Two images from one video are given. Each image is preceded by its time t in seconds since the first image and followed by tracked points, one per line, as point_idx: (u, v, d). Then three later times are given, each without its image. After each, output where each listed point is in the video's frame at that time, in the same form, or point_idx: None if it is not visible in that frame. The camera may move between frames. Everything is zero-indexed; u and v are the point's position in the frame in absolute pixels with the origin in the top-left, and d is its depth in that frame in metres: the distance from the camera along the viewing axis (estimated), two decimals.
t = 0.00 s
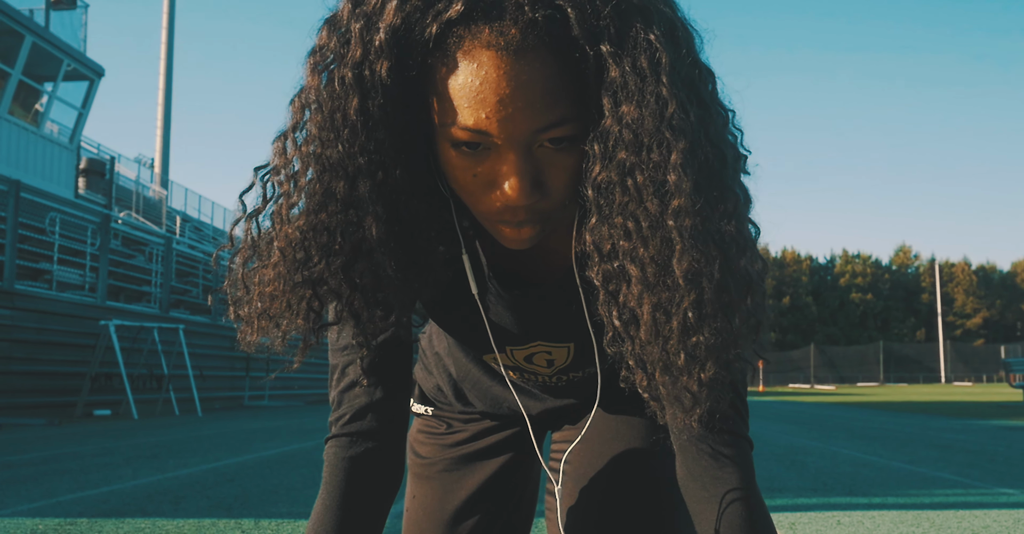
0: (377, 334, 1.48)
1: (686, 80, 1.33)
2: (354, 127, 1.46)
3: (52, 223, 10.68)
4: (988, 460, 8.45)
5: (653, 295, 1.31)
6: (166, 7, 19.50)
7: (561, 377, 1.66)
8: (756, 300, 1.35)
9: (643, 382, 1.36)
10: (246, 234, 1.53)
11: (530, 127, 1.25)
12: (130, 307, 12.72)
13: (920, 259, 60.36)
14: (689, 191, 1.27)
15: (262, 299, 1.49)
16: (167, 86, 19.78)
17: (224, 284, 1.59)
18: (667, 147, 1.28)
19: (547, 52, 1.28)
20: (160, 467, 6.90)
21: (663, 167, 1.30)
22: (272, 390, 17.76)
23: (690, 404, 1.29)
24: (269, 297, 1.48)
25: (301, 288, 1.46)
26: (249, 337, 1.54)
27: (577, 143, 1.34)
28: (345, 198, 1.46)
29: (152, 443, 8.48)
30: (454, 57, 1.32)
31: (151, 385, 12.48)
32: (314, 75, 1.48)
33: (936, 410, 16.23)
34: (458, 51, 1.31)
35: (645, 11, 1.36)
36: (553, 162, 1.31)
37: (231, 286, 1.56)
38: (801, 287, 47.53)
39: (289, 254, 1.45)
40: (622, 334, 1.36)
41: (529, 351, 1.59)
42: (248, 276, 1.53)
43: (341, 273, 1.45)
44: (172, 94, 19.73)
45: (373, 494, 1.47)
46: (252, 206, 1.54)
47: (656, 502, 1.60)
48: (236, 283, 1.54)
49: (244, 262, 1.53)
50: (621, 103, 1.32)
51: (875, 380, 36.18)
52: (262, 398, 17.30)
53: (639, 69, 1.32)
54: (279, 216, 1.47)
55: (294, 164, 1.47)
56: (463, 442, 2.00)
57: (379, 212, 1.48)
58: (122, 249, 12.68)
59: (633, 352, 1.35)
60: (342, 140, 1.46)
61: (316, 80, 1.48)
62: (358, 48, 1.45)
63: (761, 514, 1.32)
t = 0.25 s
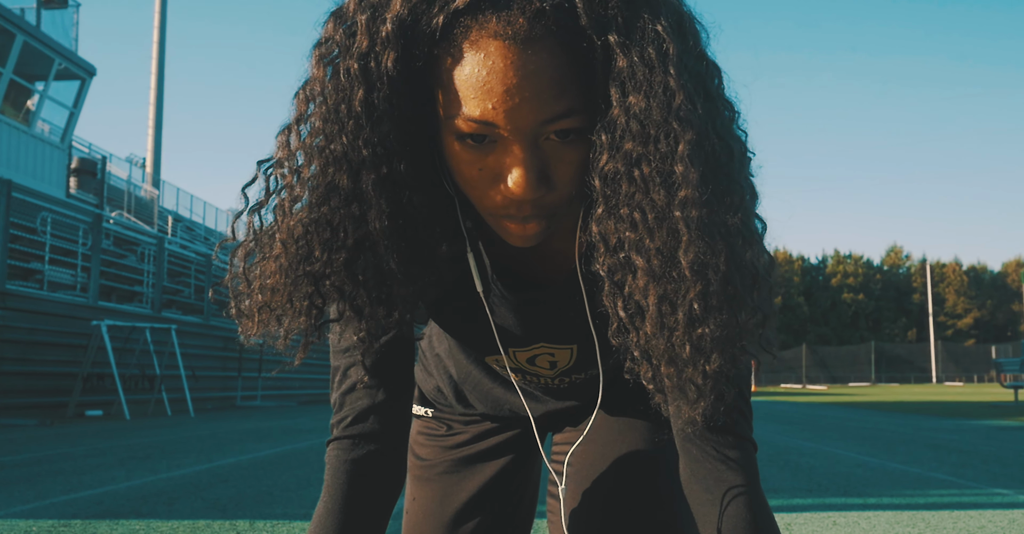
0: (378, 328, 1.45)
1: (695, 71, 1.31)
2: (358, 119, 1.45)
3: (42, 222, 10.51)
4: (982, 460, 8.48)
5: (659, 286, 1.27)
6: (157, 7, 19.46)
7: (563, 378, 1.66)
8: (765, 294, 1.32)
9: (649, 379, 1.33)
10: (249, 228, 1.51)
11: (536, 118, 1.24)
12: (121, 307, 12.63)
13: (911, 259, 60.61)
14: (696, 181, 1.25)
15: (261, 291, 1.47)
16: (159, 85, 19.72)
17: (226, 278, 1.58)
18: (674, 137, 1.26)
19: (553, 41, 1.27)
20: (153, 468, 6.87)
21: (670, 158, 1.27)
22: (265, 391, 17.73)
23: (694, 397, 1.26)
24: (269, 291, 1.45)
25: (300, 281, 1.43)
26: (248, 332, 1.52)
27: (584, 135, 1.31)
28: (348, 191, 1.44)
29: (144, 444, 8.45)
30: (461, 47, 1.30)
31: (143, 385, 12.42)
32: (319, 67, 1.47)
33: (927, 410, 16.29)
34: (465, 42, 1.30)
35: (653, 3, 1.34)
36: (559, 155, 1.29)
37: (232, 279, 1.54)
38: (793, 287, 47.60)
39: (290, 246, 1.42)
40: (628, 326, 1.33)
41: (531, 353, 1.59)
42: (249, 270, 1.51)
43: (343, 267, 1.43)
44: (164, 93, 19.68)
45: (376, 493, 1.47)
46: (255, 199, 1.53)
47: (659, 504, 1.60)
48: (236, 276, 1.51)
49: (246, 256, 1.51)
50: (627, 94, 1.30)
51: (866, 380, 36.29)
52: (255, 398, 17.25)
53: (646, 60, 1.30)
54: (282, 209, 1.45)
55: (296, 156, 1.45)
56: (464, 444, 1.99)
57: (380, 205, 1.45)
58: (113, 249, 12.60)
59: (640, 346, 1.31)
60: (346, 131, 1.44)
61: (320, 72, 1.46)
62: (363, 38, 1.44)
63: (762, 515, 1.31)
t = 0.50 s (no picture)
0: (380, 325, 1.42)
1: (703, 65, 1.31)
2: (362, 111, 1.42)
3: (35, 222, 10.51)
4: (976, 461, 8.51)
5: (667, 278, 1.25)
6: (150, 6, 19.40)
7: (566, 380, 1.66)
8: (771, 290, 1.31)
9: (656, 375, 1.30)
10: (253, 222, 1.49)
11: (543, 110, 1.22)
12: (114, 307, 12.51)
13: (903, 259, 60.81)
14: (704, 174, 1.23)
15: (263, 284, 1.44)
16: (151, 84, 19.65)
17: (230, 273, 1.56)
18: (681, 130, 1.24)
19: (560, 34, 1.26)
20: (147, 468, 6.84)
21: (678, 150, 1.26)
22: (258, 391, 17.68)
23: (700, 390, 1.24)
24: (270, 285, 1.43)
25: (301, 275, 1.40)
26: (250, 326, 1.50)
27: (590, 128, 1.30)
28: (351, 184, 1.41)
29: (138, 445, 8.41)
30: (466, 40, 1.29)
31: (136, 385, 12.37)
32: (323, 62, 1.45)
33: (920, 411, 16.33)
34: (471, 34, 1.29)
35: None
36: (565, 148, 1.28)
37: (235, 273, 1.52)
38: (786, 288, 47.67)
39: (292, 240, 1.40)
40: (635, 320, 1.30)
41: (534, 355, 1.58)
42: (251, 265, 1.49)
43: (347, 262, 1.41)
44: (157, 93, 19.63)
45: (381, 492, 1.46)
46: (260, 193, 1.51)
47: (662, 506, 1.59)
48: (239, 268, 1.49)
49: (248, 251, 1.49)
50: (635, 87, 1.29)
51: (859, 380, 36.37)
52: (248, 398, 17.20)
53: (653, 53, 1.29)
54: (285, 203, 1.42)
55: (300, 150, 1.43)
56: (465, 446, 1.99)
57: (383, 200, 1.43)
58: (105, 249, 12.54)
59: (646, 343, 1.29)
60: (351, 124, 1.42)
61: (325, 66, 1.45)
62: (369, 30, 1.42)
63: (765, 513, 1.31)
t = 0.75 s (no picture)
0: (382, 323, 1.37)
1: (711, 60, 1.28)
2: (367, 104, 1.39)
3: (28, 221, 10.48)
4: (971, 461, 8.53)
5: (675, 273, 1.21)
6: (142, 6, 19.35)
7: (568, 381, 1.66)
8: (779, 288, 1.28)
9: (663, 374, 1.26)
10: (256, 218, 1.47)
11: (549, 103, 1.21)
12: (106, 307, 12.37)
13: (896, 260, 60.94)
14: (712, 167, 1.20)
15: (266, 280, 1.42)
16: (144, 84, 19.61)
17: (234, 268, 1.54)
18: (688, 123, 1.22)
19: (566, 29, 1.24)
20: (141, 470, 6.81)
21: (685, 145, 1.23)
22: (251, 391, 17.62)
23: (708, 387, 1.20)
24: (272, 280, 1.41)
25: (301, 271, 1.38)
26: (251, 323, 1.48)
27: (596, 123, 1.28)
28: (353, 177, 1.38)
29: (132, 446, 8.37)
30: (472, 33, 1.27)
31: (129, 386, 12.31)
32: (328, 54, 1.43)
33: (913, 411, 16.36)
34: (476, 27, 1.27)
35: None
36: (570, 144, 1.26)
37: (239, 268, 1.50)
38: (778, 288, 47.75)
39: (295, 235, 1.37)
40: (641, 316, 1.26)
41: (538, 356, 1.57)
42: (253, 262, 1.47)
43: (349, 258, 1.37)
44: (150, 93, 19.57)
45: (384, 493, 1.45)
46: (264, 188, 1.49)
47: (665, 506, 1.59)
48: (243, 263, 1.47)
49: (250, 247, 1.47)
50: (642, 81, 1.26)
51: (851, 380, 36.45)
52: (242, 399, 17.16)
53: (661, 47, 1.27)
54: (288, 197, 1.40)
55: (304, 145, 1.41)
56: (466, 447, 1.98)
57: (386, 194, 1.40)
58: (98, 249, 12.47)
59: (654, 339, 1.25)
60: (354, 117, 1.39)
61: (328, 59, 1.42)
62: (374, 22, 1.39)
63: (770, 515, 1.30)
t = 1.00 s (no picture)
0: (383, 320, 1.35)
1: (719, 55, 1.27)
2: (370, 98, 1.37)
3: (20, 221, 10.46)
4: (966, 460, 8.55)
5: (683, 268, 1.20)
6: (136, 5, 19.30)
7: (571, 382, 1.65)
8: (786, 284, 1.26)
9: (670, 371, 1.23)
10: (258, 214, 1.46)
11: (555, 96, 1.20)
12: (100, 308, 12.32)
13: (889, 260, 61.06)
14: (719, 160, 1.19)
15: (267, 276, 1.41)
16: (138, 84, 19.55)
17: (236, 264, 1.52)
18: (696, 116, 1.20)
19: (571, 22, 1.24)
20: (136, 470, 6.78)
21: (692, 138, 1.21)
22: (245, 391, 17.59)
23: (717, 381, 1.18)
24: (273, 276, 1.39)
25: (302, 267, 1.35)
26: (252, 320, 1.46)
27: (602, 117, 1.26)
28: (355, 171, 1.36)
29: (127, 446, 8.34)
30: (478, 26, 1.26)
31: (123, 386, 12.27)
32: (331, 48, 1.41)
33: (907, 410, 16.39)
34: (482, 20, 1.26)
35: None
36: (576, 138, 1.24)
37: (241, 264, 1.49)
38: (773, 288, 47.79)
39: (297, 230, 1.35)
40: (648, 312, 1.24)
41: (541, 357, 1.56)
42: (255, 258, 1.46)
43: (351, 254, 1.35)
44: (143, 92, 19.50)
45: (387, 494, 1.45)
46: (266, 184, 1.47)
47: (668, 507, 1.58)
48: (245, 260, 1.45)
49: (251, 243, 1.46)
50: (649, 74, 1.25)
51: (845, 380, 36.50)
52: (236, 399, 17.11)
53: (668, 41, 1.25)
54: (290, 192, 1.38)
55: (307, 140, 1.40)
56: (468, 448, 1.96)
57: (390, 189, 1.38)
58: (91, 249, 12.42)
59: (661, 334, 1.23)
60: (357, 111, 1.37)
61: (332, 52, 1.41)
62: (379, 15, 1.37)
63: (775, 517, 1.29)
